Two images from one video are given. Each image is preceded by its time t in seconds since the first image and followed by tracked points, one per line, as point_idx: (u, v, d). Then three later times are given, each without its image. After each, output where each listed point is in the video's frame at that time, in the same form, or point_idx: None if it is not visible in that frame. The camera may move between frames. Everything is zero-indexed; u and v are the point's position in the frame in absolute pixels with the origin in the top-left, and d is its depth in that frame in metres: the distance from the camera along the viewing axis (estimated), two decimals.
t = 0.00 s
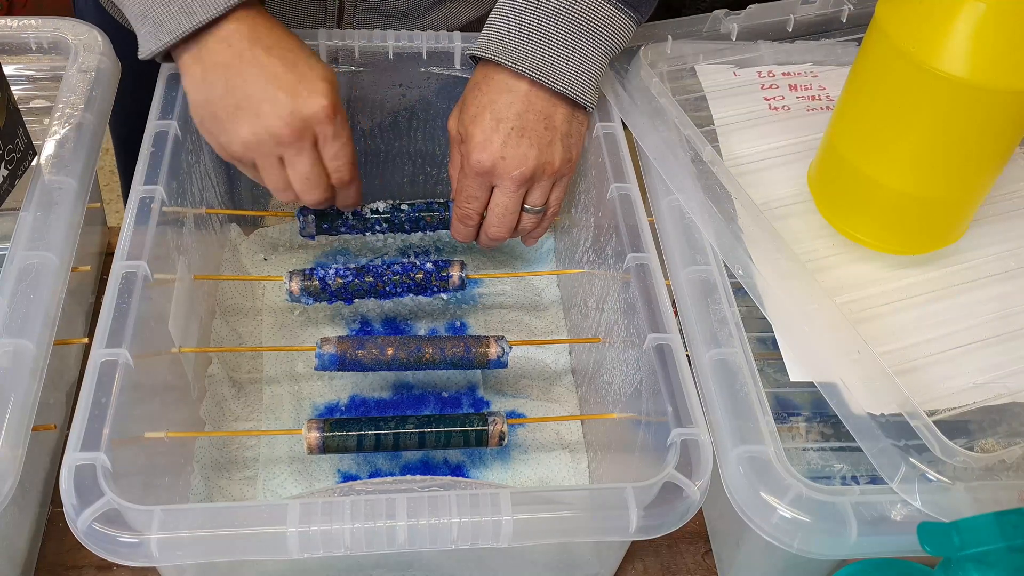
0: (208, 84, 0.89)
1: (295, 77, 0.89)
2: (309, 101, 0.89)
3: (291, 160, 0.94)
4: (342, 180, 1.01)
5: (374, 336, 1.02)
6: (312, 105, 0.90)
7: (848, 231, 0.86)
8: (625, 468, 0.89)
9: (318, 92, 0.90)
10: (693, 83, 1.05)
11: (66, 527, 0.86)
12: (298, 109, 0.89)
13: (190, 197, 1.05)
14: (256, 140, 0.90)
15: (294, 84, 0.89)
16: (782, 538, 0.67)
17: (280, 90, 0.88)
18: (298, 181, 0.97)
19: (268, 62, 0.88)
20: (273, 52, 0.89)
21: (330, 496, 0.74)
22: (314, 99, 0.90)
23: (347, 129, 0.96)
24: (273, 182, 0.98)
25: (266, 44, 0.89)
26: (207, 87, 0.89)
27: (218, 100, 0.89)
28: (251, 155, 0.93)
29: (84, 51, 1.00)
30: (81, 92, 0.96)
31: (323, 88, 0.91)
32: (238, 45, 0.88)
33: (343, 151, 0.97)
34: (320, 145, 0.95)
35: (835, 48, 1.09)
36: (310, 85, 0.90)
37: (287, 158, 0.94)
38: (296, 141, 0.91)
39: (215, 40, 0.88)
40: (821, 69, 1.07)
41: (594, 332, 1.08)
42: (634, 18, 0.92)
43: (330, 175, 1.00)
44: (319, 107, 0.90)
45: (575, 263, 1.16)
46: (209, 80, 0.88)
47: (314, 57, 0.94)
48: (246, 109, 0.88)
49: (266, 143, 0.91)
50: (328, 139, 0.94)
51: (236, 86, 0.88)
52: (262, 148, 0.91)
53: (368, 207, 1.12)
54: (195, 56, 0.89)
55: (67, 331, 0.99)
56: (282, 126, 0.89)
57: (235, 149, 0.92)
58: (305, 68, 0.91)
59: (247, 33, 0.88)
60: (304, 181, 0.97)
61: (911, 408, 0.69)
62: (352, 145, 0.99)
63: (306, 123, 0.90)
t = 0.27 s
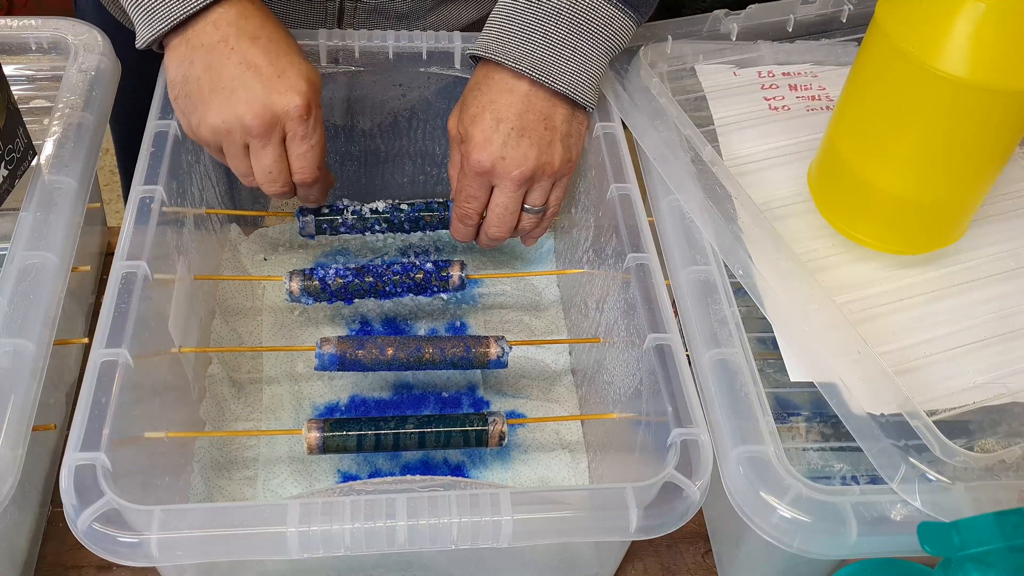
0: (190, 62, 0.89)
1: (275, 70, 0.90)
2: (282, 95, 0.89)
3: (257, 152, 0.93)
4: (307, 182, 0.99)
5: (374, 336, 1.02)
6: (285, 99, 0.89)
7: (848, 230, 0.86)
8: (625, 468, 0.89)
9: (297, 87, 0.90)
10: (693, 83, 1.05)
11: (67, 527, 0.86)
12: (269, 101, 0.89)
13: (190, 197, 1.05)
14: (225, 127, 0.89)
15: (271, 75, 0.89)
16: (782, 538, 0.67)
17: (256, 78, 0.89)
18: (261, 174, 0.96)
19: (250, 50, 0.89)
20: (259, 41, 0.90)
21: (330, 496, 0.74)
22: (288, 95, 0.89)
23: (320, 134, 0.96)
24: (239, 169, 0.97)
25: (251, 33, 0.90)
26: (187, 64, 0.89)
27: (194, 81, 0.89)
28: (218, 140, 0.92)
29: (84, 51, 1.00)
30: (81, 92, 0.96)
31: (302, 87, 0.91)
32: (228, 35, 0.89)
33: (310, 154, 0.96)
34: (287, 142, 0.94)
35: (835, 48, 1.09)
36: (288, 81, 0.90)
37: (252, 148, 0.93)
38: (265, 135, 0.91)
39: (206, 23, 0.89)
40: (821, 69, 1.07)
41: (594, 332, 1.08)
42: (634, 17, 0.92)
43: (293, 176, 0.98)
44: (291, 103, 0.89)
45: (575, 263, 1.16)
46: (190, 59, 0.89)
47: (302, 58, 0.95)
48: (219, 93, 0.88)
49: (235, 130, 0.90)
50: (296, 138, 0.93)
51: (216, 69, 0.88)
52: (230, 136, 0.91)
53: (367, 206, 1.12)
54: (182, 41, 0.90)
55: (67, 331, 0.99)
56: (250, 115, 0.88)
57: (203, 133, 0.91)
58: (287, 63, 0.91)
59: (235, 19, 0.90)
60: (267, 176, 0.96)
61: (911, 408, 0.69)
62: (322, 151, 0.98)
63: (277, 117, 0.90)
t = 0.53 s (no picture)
0: (182, 48, 0.87)
1: (260, 46, 0.86)
2: (267, 70, 0.86)
3: (257, 130, 0.93)
4: (313, 155, 0.99)
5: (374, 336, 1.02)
6: (272, 76, 0.86)
7: (847, 230, 0.86)
8: (625, 468, 0.89)
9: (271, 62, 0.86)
10: (693, 83, 1.05)
11: (67, 527, 0.86)
12: (257, 79, 0.86)
13: (190, 197, 1.05)
14: (221, 108, 0.89)
15: (257, 52, 0.86)
16: (782, 538, 0.67)
17: (243, 56, 0.86)
18: (266, 150, 0.96)
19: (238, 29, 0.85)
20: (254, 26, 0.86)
21: (330, 496, 0.74)
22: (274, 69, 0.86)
23: (319, 103, 0.93)
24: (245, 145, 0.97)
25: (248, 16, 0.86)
26: (181, 48, 0.88)
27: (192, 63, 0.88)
28: (218, 120, 0.92)
29: (84, 51, 1.00)
30: (81, 92, 0.96)
31: (288, 62, 0.87)
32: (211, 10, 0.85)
33: (311, 126, 0.95)
34: (286, 117, 0.92)
35: (835, 48, 1.09)
36: (275, 56, 0.86)
37: (251, 126, 0.92)
38: (259, 112, 0.90)
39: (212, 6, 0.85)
40: (821, 69, 1.07)
41: (594, 332, 1.08)
42: (634, 17, 0.92)
43: (300, 150, 0.98)
44: (280, 81, 0.87)
45: (575, 263, 1.16)
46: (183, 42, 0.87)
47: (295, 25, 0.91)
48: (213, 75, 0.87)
49: (229, 113, 0.90)
50: (293, 112, 0.92)
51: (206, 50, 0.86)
52: (227, 116, 0.90)
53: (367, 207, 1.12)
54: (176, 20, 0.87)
55: (67, 331, 0.99)
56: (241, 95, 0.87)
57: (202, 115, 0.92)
58: (275, 36, 0.87)
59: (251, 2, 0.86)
60: (271, 152, 0.96)
61: (911, 408, 0.69)
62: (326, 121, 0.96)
63: (265, 96, 0.88)
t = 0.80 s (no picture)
0: (288, 102, 0.90)
1: (367, 89, 0.88)
2: (381, 110, 0.87)
3: (375, 170, 0.92)
4: (432, 186, 0.98)
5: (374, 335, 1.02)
6: (383, 115, 0.87)
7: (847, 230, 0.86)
8: (625, 468, 0.89)
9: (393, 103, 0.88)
10: (693, 83, 1.05)
11: (67, 527, 0.86)
12: (369, 119, 0.87)
13: (190, 197, 1.05)
14: (336, 155, 0.89)
15: (367, 95, 0.88)
16: (782, 538, 0.67)
17: (352, 101, 0.87)
18: (388, 191, 0.95)
19: (339, 79, 0.88)
20: (347, 70, 0.89)
21: (330, 496, 0.74)
22: (386, 109, 0.87)
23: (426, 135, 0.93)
24: (364, 196, 0.96)
25: (264, 27, 0.87)
26: (287, 104, 0.90)
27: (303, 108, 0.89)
28: (331, 170, 0.92)
29: (84, 51, 1.00)
30: (81, 92, 0.96)
31: (396, 99, 0.88)
32: (263, 58, 0.88)
33: (427, 157, 0.94)
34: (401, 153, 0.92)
35: (835, 48, 1.09)
36: (382, 96, 0.88)
37: (372, 168, 0.92)
38: (377, 151, 0.89)
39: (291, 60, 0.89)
40: (821, 69, 1.07)
41: (594, 332, 1.08)
42: (633, 13, 0.93)
43: (419, 184, 0.97)
44: (393, 117, 0.87)
45: (575, 263, 1.16)
46: (288, 98, 0.90)
47: (383, 67, 0.93)
48: (322, 123, 0.88)
49: (349, 156, 0.89)
50: (409, 147, 0.91)
51: (311, 100, 0.88)
52: (346, 161, 0.90)
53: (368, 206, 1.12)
54: (275, 78, 0.91)
55: (67, 331, 0.99)
56: (360, 137, 0.87)
57: (316, 166, 0.91)
58: (376, 80, 0.89)
59: (323, 52, 0.89)
60: (393, 190, 0.95)
61: (911, 408, 0.69)
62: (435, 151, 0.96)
63: (382, 134, 0.88)
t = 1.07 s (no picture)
0: (212, 60, 0.88)
1: (294, 54, 0.87)
2: (303, 78, 0.87)
3: (295, 136, 0.94)
4: (363, 152, 0.98)
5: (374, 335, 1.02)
6: (307, 83, 0.87)
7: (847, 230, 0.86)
8: (625, 468, 0.89)
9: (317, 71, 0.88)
10: (693, 83, 1.05)
11: (67, 527, 0.86)
12: (290, 87, 0.87)
13: (190, 197, 1.05)
14: (258, 119, 0.90)
15: (291, 59, 0.87)
16: (782, 538, 0.67)
17: (275, 67, 0.87)
18: (307, 158, 0.97)
19: (266, 38, 0.87)
20: (274, 28, 0.87)
21: (330, 496, 0.74)
22: (310, 77, 0.87)
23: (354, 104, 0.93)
24: (281, 157, 0.98)
25: None
26: (210, 63, 0.89)
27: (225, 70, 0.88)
28: (250, 133, 0.93)
29: (84, 51, 1.00)
30: (81, 92, 0.96)
31: (321, 64, 0.88)
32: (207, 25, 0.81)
33: (354, 125, 0.94)
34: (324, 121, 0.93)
35: (835, 48, 1.09)
36: (309, 59, 0.88)
37: (291, 133, 0.93)
38: (298, 118, 0.90)
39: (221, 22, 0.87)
40: (821, 69, 1.07)
41: (594, 332, 1.08)
42: (634, 14, 0.92)
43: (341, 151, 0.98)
44: (315, 87, 0.88)
45: (575, 263, 1.16)
46: (211, 57, 0.88)
47: (320, 30, 0.92)
48: (244, 84, 0.88)
49: (267, 123, 0.90)
50: (335, 116, 0.92)
51: (233, 61, 0.87)
52: (264, 126, 0.91)
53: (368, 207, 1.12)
54: (206, 42, 0.88)
55: (67, 331, 0.99)
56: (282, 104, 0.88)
57: (236, 129, 0.92)
58: (305, 43, 0.89)
59: (252, 10, 0.87)
60: (311, 158, 0.97)
61: (911, 408, 0.69)
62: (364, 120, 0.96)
63: (303, 102, 0.89)
